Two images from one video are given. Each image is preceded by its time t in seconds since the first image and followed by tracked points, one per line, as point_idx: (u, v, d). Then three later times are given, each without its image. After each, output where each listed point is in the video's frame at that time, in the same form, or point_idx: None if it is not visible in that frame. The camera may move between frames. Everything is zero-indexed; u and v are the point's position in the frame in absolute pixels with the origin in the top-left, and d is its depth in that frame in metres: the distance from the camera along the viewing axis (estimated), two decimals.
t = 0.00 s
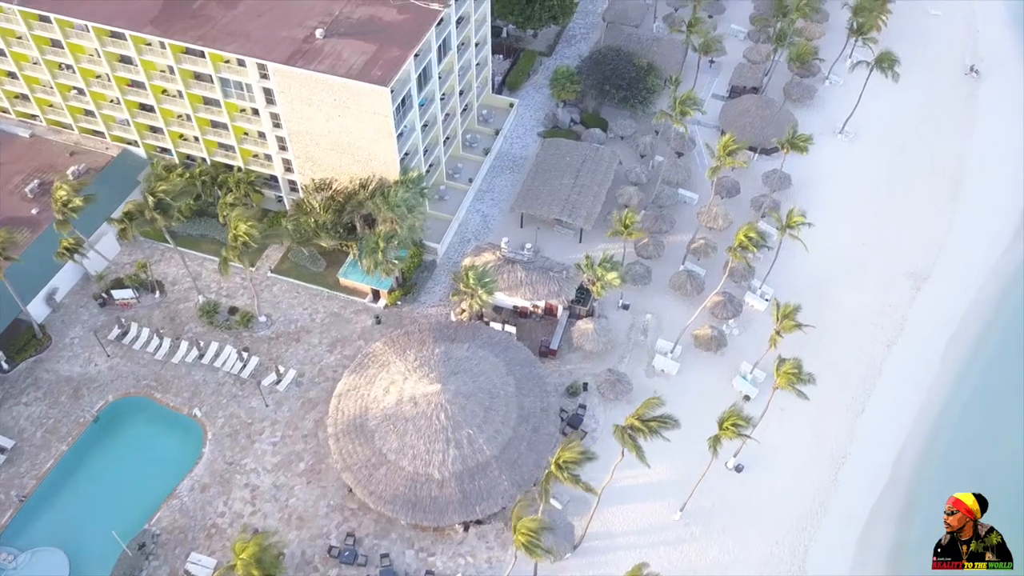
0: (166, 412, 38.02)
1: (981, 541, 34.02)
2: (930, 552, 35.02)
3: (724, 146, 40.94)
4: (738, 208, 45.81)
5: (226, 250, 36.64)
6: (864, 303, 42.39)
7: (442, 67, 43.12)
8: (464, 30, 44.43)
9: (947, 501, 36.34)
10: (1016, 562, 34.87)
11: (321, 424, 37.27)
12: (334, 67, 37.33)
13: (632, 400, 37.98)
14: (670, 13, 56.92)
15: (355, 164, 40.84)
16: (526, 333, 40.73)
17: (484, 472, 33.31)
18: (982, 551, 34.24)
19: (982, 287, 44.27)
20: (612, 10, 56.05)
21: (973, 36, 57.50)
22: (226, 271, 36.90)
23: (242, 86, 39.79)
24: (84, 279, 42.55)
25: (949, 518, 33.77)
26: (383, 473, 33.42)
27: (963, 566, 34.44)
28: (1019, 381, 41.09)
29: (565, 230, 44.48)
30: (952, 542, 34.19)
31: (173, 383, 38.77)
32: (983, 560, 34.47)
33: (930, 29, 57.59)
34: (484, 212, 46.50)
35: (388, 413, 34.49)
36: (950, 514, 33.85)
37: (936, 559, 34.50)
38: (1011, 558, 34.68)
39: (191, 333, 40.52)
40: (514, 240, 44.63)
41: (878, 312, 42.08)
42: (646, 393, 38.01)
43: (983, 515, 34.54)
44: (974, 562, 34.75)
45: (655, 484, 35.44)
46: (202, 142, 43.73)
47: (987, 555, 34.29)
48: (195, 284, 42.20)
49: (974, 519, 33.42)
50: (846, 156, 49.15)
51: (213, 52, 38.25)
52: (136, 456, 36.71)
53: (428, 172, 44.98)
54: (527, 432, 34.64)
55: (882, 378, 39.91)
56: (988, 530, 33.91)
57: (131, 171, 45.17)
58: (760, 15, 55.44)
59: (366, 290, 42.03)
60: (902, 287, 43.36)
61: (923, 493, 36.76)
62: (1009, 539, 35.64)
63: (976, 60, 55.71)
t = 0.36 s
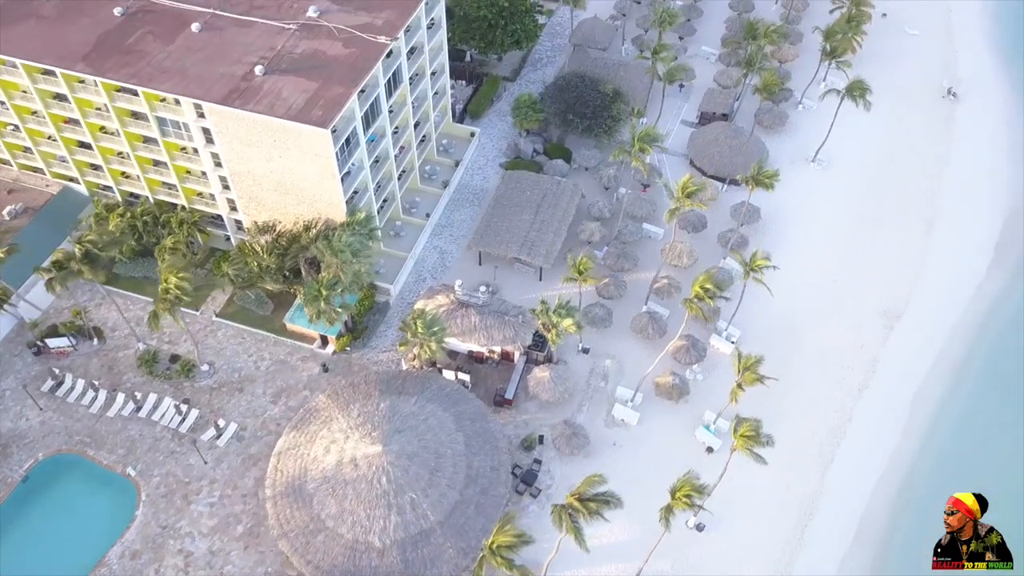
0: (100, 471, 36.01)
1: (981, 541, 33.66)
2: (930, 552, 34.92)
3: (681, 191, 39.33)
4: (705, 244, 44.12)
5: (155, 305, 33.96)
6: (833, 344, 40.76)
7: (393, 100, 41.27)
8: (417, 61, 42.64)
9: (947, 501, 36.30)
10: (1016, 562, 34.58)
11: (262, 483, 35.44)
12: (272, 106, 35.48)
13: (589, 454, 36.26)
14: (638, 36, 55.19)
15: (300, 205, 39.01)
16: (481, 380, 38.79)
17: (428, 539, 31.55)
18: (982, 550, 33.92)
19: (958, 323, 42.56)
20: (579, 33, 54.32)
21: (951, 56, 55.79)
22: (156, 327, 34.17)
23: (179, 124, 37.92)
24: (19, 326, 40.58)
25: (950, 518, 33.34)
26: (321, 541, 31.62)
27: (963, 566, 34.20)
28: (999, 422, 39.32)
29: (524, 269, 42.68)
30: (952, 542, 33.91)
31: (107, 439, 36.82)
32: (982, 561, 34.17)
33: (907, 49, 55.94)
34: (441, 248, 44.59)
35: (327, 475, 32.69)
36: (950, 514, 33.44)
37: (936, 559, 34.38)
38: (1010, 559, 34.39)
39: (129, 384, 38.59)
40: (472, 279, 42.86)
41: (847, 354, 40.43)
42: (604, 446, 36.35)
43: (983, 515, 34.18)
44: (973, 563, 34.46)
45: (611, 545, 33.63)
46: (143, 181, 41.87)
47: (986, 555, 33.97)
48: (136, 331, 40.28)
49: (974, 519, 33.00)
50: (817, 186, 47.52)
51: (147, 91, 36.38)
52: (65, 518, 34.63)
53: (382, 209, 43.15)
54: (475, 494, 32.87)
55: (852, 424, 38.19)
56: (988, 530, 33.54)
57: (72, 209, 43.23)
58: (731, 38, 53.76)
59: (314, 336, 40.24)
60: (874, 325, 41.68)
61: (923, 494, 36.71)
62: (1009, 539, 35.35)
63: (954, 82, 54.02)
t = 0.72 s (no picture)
0: (24, 537, 34.13)
1: (981, 541, 33.81)
2: (931, 552, 35.04)
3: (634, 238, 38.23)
4: (667, 283, 42.34)
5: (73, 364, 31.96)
6: (799, 391, 39.06)
7: (337, 137, 39.39)
8: (365, 95, 40.86)
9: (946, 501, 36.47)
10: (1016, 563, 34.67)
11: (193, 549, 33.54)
12: (202, 151, 33.58)
13: (540, 513, 34.47)
14: (604, 59, 53.39)
15: (238, 251, 37.13)
16: (429, 433, 37.00)
17: None
18: (982, 551, 34.03)
19: (931, 365, 40.89)
20: (543, 58, 52.55)
21: (926, 79, 54.25)
22: (76, 387, 32.04)
23: (109, 168, 36.08)
24: None
25: (950, 518, 33.68)
26: None
27: (963, 566, 34.27)
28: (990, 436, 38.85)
29: (478, 311, 40.87)
30: (952, 542, 34.05)
31: (32, 500, 34.88)
32: (982, 561, 34.26)
33: (882, 72, 54.27)
34: (393, 288, 42.65)
35: (257, 545, 30.79)
36: (950, 513, 33.79)
37: (936, 559, 34.49)
38: (1011, 559, 34.48)
39: (59, 440, 36.70)
40: (424, 323, 41.01)
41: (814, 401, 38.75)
42: (555, 505, 34.54)
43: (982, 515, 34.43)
44: (974, 563, 34.51)
45: None
46: (78, 223, 40.02)
47: (987, 555, 34.05)
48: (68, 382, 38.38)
49: (974, 520, 33.34)
50: (786, 220, 45.86)
51: (71, 134, 34.49)
52: None
53: (329, 249, 41.29)
54: (414, 564, 31.02)
55: (818, 476, 36.44)
56: (988, 529, 33.77)
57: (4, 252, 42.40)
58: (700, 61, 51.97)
59: (255, 386, 38.52)
60: (843, 369, 40.04)
61: (922, 494, 36.85)
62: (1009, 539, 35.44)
63: (928, 107, 52.45)
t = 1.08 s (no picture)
0: None
1: (981, 541, 33.76)
2: (930, 552, 34.98)
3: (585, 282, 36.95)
4: (630, 321, 40.69)
5: None
6: (766, 435, 37.36)
7: (282, 174, 37.77)
8: (314, 127, 39.27)
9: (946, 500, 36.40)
10: (1016, 562, 34.77)
11: None
12: (131, 195, 31.88)
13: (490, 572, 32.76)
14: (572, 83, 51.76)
15: (176, 295, 35.51)
16: (376, 485, 35.42)
17: None
18: (982, 550, 34.03)
19: (904, 407, 39.29)
20: (508, 82, 50.94)
21: (904, 102, 52.68)
22: None
23: (38, 210, 34.41)
24: None
25: (950, 518, 33.54)
26: None
27: (963, 566, 34.22)
28: (994, 431, 38.95)
29: (431, 353, 39.27)
30: (952, 542, 33.95)
31: None
32: (982, 561, 34.28)
33: (858, 96, 52.76)
34: (345, 327, 41.05)
35: None
36: (950, 514, 33.63)
37: (936, 559, 34.42)
38: (1010, 559, 34.58)
39: None
40: (375, 364, 39.38)
41: (781, 445, 37.05)
42: (506, 565, 32.85)
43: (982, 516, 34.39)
44: (974, 562, 34.53)
45: None
46: (13, 263, 38.36)
47: (986, 555, 34.08)
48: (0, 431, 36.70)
49: (975, 520, 33.17)
50: (756, 253, 44.31)
51: None
52: None
53: (277, 287, 39.80)
54: None
55: (786, 527, 34.65)
56: (988, 530, 33.77)
57: None
58: (670, 85, 50.33)
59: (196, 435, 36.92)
60: (812, 411, 38.43)
61: (921, 495, 36.68)
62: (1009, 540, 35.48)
63: (906, 131, 50.91)
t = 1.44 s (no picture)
0: None
1: (981, 540, 34.19)
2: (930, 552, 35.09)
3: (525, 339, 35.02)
4: (584, 368, 38.94)
5: None
6: (723, 490, 35.49)
7: (214, 218, 35.98)
8: (251, 167, 37.52)
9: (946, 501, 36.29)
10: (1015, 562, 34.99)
11: None
12: (42, 250, 30.06)
13: None
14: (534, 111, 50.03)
15: (98, 349, 33.69)
16: (310, 548, 33.69)
17: None
18: (982, 550, 34.33)
19: (871, 458, 37.34)
20: (468, 111, 49.17)
21: (878, 129, 51.06)
22: None
23: None
24: None
25: (949, 517, 34.19)
26: None
27: (963, 566, 34.38)
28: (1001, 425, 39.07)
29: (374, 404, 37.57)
30: (952, 542, 34.27)
31: None
32: (982, 561, 34.53)
33: (830, 123, 51.09)
34: (286, 375, 39.33)
35: None
36: (950, 513, 34.26)
37: (936, 559, 34.46)
38: (1010, 559, 34.77)
39: None
40: (316, 415, 37.71)
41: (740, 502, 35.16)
42: None
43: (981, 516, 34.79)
44: (973, 563, 34.75)
45: None
46: None
47: (986, 555, 34.36)
48: None
49: (974, 519, 33.83)
50: (719, 294, 42.58)
51: None
52: None
53: (213, 334, 38.01)
54: None
55: None
56: (988, 530, 34.15)
57: None
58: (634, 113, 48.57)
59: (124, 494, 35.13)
60: (773, 465, 36.45)
61: (924, 493, 36.81)
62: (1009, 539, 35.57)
63: (879, 162, 49.29)
